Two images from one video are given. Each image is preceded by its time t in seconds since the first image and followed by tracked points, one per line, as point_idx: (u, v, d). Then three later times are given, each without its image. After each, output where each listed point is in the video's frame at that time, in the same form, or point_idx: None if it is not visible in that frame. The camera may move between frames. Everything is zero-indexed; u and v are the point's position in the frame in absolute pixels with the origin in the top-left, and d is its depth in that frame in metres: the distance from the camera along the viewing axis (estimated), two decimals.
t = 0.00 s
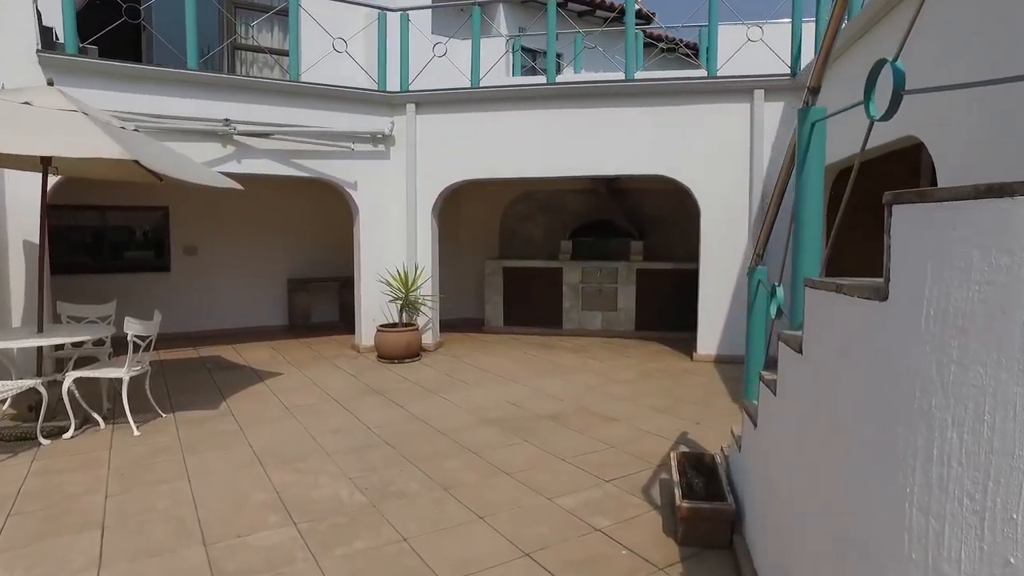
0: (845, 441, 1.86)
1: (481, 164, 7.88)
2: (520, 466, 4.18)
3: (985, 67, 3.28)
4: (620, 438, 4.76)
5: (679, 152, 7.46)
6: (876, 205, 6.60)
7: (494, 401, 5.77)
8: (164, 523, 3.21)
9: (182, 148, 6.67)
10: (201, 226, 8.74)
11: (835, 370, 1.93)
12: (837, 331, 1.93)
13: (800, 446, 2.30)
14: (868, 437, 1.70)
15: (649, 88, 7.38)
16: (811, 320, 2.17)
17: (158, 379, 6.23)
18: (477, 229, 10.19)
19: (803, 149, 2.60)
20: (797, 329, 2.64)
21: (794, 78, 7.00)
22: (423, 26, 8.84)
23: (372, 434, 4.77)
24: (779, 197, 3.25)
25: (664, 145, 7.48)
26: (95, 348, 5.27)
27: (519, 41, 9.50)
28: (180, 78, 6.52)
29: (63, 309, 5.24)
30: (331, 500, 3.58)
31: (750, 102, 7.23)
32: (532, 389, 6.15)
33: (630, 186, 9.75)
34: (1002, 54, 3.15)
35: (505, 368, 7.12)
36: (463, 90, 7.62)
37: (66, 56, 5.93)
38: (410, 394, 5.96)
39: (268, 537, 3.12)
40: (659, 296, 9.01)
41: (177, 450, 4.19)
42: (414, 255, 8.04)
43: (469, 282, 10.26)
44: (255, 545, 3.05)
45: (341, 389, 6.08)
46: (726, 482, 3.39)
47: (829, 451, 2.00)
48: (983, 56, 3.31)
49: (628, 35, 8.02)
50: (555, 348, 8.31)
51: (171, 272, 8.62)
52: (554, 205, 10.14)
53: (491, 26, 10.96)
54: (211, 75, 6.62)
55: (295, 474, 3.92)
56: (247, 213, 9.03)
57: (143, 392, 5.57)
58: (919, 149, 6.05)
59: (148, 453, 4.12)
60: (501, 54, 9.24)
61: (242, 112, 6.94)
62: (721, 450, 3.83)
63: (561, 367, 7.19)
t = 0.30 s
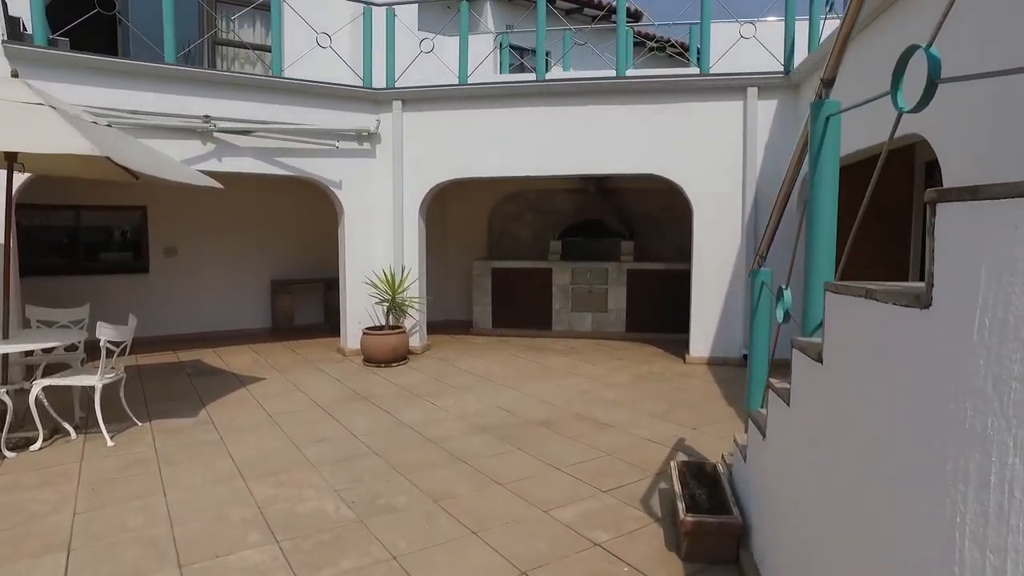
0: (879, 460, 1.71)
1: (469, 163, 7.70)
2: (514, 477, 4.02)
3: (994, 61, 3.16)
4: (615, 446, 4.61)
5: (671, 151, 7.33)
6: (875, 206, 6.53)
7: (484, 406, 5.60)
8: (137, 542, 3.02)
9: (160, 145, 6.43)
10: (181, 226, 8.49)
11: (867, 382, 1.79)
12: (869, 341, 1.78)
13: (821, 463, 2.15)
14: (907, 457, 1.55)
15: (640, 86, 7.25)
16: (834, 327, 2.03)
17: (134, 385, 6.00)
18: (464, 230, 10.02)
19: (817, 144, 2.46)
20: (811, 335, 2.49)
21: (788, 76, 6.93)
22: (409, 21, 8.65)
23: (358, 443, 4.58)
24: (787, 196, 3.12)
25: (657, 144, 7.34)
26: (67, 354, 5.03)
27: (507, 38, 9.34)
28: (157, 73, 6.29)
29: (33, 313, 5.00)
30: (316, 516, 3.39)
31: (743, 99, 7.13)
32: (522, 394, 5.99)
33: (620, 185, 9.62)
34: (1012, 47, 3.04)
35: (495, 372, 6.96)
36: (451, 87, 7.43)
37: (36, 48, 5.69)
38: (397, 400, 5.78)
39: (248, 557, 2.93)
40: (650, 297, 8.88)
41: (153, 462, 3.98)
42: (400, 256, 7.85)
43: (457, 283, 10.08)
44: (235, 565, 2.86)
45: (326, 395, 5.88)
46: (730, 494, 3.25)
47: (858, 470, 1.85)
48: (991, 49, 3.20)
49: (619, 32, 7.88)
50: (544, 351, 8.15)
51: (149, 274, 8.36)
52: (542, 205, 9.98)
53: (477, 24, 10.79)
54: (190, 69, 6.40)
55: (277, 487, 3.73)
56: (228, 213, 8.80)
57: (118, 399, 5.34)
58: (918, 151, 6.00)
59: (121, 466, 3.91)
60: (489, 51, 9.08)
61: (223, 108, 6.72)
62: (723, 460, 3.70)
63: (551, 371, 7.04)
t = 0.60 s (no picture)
0: (906, 473, 1.60)
1: (461, 162, 7.56)
2: (509, 484, 3.89)
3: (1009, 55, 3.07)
4: (613, 451, 4.48)
5: (666, 149, 7.22)
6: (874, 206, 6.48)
7: (477, 409, 5.47)
8: (114, 558, 2.86)
9: (143, 143, 6.24)
10: (166, 225, 8.30)
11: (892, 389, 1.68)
12: (894, 346, 1.66)
13: (837, 473, 2.04)
14: (940, 472, 1.44)
15: (635, 83, 7.14)
16: (855, 329, 1.91)
17: (116, 389, 5.81)
18: (456, 230, 9.88)
19: (831, 138, 2.35)
20: (823, 339, 2.38)
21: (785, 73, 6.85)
22: (399, 17, 8.50)
23: (347, 449, 4.44)
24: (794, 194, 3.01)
25: (651, 142, 7.23)
26: (45, 358, 4.85)
27: (499, 35, 9.21)
28: (139, 67, 6.11)
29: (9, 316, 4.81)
30: (304, 527, 3.24)
31: (738, 97, 7.04)
32: (516, 398, 5.86)
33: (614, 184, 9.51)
34: None
35: (487, 374, 6.82)
36: (442, 84, 7.30)
37: (13, 41, 5.49)
38: (388, 404, 5.63)
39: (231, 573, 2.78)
40: (644, 297, 8.78)
41: (133, 471, 3.82)
42: (391, 257, 7.70)
43: (448, 283, 9.94)
44: None
45: (315, 399, 5.73)
46: (735, 503, 3.13)
47: (880, 479, 1.74)
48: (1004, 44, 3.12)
49: (613, 29, 7.77)
50: (537, 352, 8.02)
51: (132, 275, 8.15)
52: (535, 204, 9.86)
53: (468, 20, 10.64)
54: (174, 64, 6.22)
55: (263, 496, 3.58)
56: (215, 212, 8.61)
57: (99, 404, 5.16)
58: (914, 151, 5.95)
59: (99, 475, 3.75)
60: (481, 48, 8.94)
61: (208, 104, 6.55)
62: (727, 467, 3.58)
63: (545, 373, 6.91)
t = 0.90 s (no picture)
0: (965, 501, 1.44)
1: (450, 160, 7.37)
2: (504, 496, 3.71)
3: None
4: (610, 458, 4.32)
5: (659, 147, 7.08)
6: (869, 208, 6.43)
7: (468, 415, 5.29)
8: None
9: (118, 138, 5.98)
10: (143, 225, 8.03)
11: (946, 407, 1.51)
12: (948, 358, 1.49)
13: (873, 491, 1.88)
14: (1011, 499, 1.28)
15: (627, 80, 6.99)
16: (895, 337, 1.74)
17: (89, 396, 5.56)
18: (443, 230, 9.69)
19: (854, 133, 2.20)
20: (847, 345, 2.23)
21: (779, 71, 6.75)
22: (385, 11, 8.29)
23: (333, 460, 4.24)
24: (806, 194, 2.87)
25: (644, 140, 7.09)
26: (12, 364, 4.59)
27: (487, 31, 9.03)
28: (114, 59, 5.86)
29: None
30: (288, 545, 3.04)
31: (732, 94, 6.93)
32: (508, 403, 5.68)
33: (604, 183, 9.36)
34: None
35: (477, 378, 6.64)
36: (430, 80, 7.11)
37: None
38: (375, 410, 5.43)
39: None
40: (635, 298, 8.64)
41: (104, 486, 3.60)
42: (377, 257, 7.49)
43: (435, 285, 9.74)
44: None
45: (298, 405, 5.51)
46: (746, 517, 2.98)
47: (929, 501, 1.58)
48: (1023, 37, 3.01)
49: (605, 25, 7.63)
50: (527, 355, 7.85)
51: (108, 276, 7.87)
52: (523, 204, 9.69)
53: (456, 16, 10.46)
54: (151, 57, 5.97)
55: (244, 512, 3.37)
56: (195, 212, 8.35)
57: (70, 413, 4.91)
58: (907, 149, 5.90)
59: (68, 490, 3.51)
60: (469, 45, 8.76)
61: (186, 99, 6.30)
62: (732, 476, 3.42)
63: (536, 376, 6.74)
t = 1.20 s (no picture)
0: (1008, 523, 1.32)
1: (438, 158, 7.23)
2: (499, 505, 3.58)
3: None
4: (606, 465, 4.20)
5: (651, 146, 6.98)
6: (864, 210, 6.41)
7: (459, 420, 5.15)
8: None
9: (95, 134, 5.77)
10: (122, 225, 7.81)
11: (984, 421, 1.39)
12: (987, 366, 1.38)
13: (896, 507, 1.76)
14: None
15: (619, 77, 6.89)
16: (921, 342, 1.63)
17: (65, 402, 5.36)
18: (431, 230, 9.55)
19: (872, 127, 2.09)
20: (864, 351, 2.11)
21: (772, 69, 6.68)
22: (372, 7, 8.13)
23: (321, 468, 4.08)
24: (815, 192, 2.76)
25: (636, 139, 6.98)
26: None
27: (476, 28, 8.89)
28: (91, 53, 5.65)
29: None
30: (274, 561, 2.90)
31: (725, 93, 6.85)
32: (499, 407, 5.55)
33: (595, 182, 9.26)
34: None
35: (467, 381, 6.51)
36: (418, 76, 6.97)
37: None
38: (362, 416, 5.27)
39: None
40: (626, 299, 8.54)
41: (78, 499, 3.42)
42: (364, 258, 7.33)
43: (422, 286, 9.59)
44: None
45: (283, 411, 5.35)
46: (752, 528, 2.87)
47: (964, 521, 1.47)
48: None
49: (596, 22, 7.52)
50: (517, 357, 7.72)
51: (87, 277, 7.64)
52: (512, 204, 9.57)
53: (443, 13, 10.32)
54: (129, 51, 5.77)
55: (227, 525, 3.22)
56: (176, 211, 8.14)
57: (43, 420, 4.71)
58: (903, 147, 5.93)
59: (39, 505, 3.33)
60: (457, 41, 8.62)
61: (166, 95, 6.10)
62: (735, 483, 3.32)
63: (527, 379, 6.62)
